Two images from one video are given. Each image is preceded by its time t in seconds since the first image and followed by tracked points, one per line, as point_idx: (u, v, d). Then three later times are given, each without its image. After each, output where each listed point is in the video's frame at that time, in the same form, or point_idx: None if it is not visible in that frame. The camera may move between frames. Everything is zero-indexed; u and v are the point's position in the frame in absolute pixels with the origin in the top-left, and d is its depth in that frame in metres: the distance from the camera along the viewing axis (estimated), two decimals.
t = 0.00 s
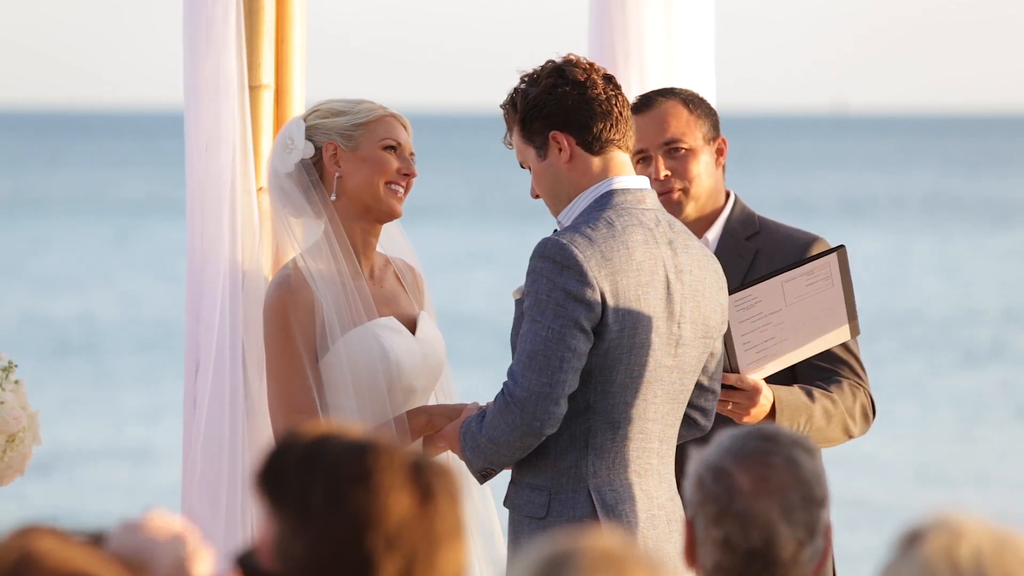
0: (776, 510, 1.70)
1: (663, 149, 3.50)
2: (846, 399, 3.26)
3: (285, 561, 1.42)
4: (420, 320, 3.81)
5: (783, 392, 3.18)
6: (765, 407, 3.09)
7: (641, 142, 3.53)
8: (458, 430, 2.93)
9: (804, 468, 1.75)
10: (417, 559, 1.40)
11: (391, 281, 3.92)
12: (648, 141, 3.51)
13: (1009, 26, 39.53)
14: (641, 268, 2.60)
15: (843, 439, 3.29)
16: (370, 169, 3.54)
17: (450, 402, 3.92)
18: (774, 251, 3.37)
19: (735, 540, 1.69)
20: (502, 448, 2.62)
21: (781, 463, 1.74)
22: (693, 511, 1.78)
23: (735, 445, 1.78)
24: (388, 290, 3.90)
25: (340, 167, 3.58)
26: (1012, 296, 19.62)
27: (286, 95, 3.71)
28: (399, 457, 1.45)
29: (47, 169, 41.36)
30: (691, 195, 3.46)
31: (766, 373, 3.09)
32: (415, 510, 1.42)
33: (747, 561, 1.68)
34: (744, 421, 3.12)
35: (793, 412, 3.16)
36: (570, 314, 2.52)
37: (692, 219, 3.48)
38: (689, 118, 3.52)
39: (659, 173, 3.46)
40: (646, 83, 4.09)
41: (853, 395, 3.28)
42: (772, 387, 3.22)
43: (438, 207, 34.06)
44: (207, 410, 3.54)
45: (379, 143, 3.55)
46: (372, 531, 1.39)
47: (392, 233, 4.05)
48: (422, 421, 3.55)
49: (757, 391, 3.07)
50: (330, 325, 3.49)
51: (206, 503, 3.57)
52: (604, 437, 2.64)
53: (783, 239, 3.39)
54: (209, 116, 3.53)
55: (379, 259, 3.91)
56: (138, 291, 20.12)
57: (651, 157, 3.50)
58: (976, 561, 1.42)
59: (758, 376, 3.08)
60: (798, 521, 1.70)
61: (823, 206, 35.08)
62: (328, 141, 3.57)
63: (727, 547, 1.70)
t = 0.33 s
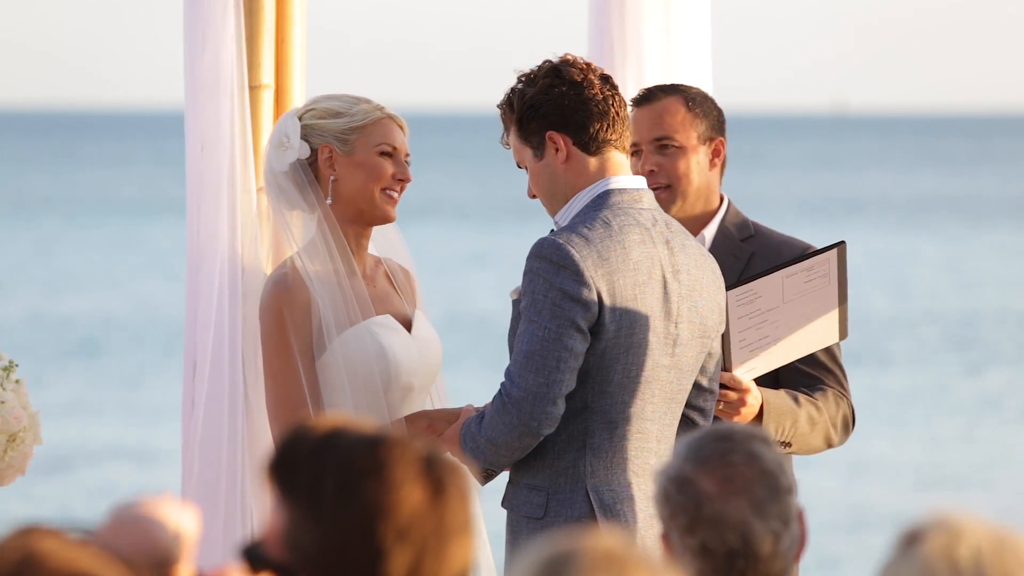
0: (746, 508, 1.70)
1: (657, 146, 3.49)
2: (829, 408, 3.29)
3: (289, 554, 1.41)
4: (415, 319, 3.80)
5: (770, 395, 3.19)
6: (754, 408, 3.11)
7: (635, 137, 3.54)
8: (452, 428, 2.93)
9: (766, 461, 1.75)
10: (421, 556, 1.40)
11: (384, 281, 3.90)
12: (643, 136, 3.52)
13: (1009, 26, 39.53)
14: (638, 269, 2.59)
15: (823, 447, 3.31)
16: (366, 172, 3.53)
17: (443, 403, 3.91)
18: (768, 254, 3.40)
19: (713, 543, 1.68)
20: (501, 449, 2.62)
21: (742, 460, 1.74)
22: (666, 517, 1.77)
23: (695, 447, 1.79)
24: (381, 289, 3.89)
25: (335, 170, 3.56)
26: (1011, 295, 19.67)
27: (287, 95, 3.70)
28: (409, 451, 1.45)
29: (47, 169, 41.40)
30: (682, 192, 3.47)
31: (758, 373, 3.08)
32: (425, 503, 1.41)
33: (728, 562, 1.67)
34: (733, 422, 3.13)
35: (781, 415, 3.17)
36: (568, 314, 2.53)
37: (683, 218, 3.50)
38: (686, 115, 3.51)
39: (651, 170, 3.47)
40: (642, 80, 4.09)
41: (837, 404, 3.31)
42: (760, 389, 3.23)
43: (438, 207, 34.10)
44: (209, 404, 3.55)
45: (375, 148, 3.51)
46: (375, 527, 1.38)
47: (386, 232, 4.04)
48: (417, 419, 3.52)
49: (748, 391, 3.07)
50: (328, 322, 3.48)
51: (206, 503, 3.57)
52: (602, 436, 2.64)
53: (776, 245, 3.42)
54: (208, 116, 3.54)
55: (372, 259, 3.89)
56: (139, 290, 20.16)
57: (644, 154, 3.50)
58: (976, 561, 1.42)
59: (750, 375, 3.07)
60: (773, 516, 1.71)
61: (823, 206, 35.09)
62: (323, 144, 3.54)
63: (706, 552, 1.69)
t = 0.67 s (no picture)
0: (743, 510, 1.70)
1: (660, 150, 3.48)
2: (820, 414, 3.29)
3: (295, 548, 1.41)
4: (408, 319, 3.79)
5: (763, 400, 3.19)
6: (747, 412, 3.10)
7: (638, 141, 3.51)
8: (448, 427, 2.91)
9: (760, 463, 1.75)
10: (426, 552, 1.39)
11: (376, 282, 3.89)
12: (647, 141, 3.50)
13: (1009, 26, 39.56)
14: (637, 268, 2.60)
15: (813, 454, 3.31)
16: (361, 182, 3.53)
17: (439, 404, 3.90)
18: (764, 260, 3.44)
19: (709, 545, 1.69)
20: (500, 449, 2.62)
21: (735, 462, 1.74)
22: (663, 523, 1.76)
23: (688, 448, 1.78)
24: (377, 290, 3.88)
25: (329, 176, 3.55)
26: (1009, 296, 19.69)
27: (286, 95, 3.70)
28: (414, 448, 1.44)
29: (46, 169, 41.40)
30: (683, 198, 3.48)
31: (752, 378, 3.08)
32: (432, 500, 1.40)
33: (723, 563, 1.68)
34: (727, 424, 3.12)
35: (773, 421, 3.16)
36: (566, 314, 2.53)
37: (683, 221, 3.51)
38: (688, 119, 3.50)
39: (655, 175, 3.46)
40: (642, 82, 4.09)
41: (828, 412, 3.31)
42: (753, 394, 3.22)
43: (437, 207, 34.10)
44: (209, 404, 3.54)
45: (370, 158, 3.51)
46: (380, 522, 1.38)
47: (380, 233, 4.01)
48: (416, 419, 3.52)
49: (741, 396, 3.06)
50: (328, 322, 3.49)
51: (208, 503, 3.57)
52: (601, 436, 2.65)
53: (772, 252, 3.46)
54: (206, 114, 3.54)
55: (365, 260, 3.88)
56: (140, 290, 20.15)
57: (648, 157, 3.49)
58: (977, 558, 1.43)
59: (744, 380, 3.06)
60: (768, 517, 1.71)
61: (823, 206, 35.10)
62: (318, 149, 3.52)
63: (702, 555, 1.69)
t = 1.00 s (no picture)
0: (743, 513, 1.70)
1: (655, 149, 3.48)
2: (820, 413, 3.29)
3: (295, 549, 1.41)
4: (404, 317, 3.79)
5: (764, 400, 3.19)
6: (747, 411, 3.09)
7: (635, 140, 3.51)
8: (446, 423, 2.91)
9: (761, 463, 1.75)
10: (426, 553, 1.39)
11: (373, 281, 3.88)
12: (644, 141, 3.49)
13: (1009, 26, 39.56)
14: (636, 269, 2.59)
15: (813, 453, 3.31)
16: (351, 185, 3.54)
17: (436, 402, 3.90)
18: (762, 258, 3.44)
19: (709, 548, 1.69)
20: (498, 448, 2.62)
21: (735, 463, 1.74)
22: (661, 524, 1.77)
23: (690, 448, 1.78)
24: (377, 291, 3.89)
25: (316, 180, 3.59)
26: (1010, 295, 19.71)
27: (286, 93, 3.70)
28: (421, 446, 1.43)
29: (45, 169, 41.39)
30: (680, 198, 3.48)
31: (752, 377, 3.08)
32: (433, 499, 1.40)
33: (721, 566, 1.68)
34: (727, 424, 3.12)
35: (772, 420, 3.16)
36: (565, 314, 2.53)
37: (680, 220, 3.51)
38: (685, 119, 3.51)
39: (651, 174, 3.46)
40: (642, 81, 4.10)
41: (828, 411, 3.31)
42: (753, 394, 3.22)
43: (437, 207, 34.12)
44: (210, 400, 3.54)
45: (357, 161, 3.55)
46: (382, 523, 1.38)
47: (379, 233, 4.01)
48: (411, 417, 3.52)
49: (741, 395, 3.06)
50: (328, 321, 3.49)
51: (207, 502, 3.56)
52: (600, 436, 2.65)
53: (770, 251, 3.46)
54: (204, 112, 3.53)
55: (362, 258, 3.88)
56: (141, 289, 20.18)
57: (642, 155, 3.49)
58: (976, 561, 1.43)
59: (744, 379, 3.07)
60: (769, 519, 1.71)
61: (824, 205, 35.10)
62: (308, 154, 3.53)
63: (702, 557, 1.69)
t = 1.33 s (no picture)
0: (748, 511, 1.70)
1: (659, 146, 3.49)
2: (824, 412, 3.29)
3: (295, 548, 1.41)
4: (408, 317, 3.79)
5: (767, 400, 3.19)
6: (750, 412, 3.09)
7: (638, 138, 3.51)
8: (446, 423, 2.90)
9: (769, 464, 1.75)
10: (428, 554, 1.39)
11: (377, 280, 3.88)
12: (648, 138, 3.49)
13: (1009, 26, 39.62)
14: (635, 269, 2.60)
15: (817, 452, 3.32)
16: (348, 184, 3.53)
17: (437, 401, 3.89)
18: (764, 258, 3.43)
19: (713, 545, 1.68)
20: (497, 448, 2.62)
21: (744, 462, 1.74)
22: (666, 523, 1.76)
23: (697, 448, 1.78)
24: (383, 293, 3.88)
25: (318, 179, 3.57)
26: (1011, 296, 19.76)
27: (287, 93, 3.70)
28: (422, 447, 1.44)
29: (48, 169, 41.43)
30: (683, 194, 3.48)
31: (752, 380, 3.08)
32: (434, 501, 1.40)
33: (727, 563, 1.68)
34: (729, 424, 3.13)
35: (776, 421, 3.16)
36: (563, 314, 2.53)
37: (682, 219, 3.51)
38: (686, 117, 3.51)
39: (654, 171, 3.46)
40: (643, 79, 4.10)
41: (832, 409, 3.31)
42: (756, 395, 3.22)
43: (438, 207, 34.16)
44: (209, 400, 3.54)
45: (356, 161, 3.51)
46: (384, 523, 1.38)
47: (382, 232, 4.01)
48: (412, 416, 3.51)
49: (743, 397, 3.06)
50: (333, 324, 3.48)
51: (208, 504, 3.57)
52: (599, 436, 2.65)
53: (773, 249, 3.45)
54: (203, 112, 3.53)
55: (368, 258, 3.89)
56: (142, 290, 20.22)
57: (645, 153, 3.49)
58: (978, 561, 1.43)
59: (745, 381, 3.07)
60: (774, 518, 1.70)
61: (825, 205, 35.15)
62: (306, 154, 3.52)
63: (706, 555, 1.69)
